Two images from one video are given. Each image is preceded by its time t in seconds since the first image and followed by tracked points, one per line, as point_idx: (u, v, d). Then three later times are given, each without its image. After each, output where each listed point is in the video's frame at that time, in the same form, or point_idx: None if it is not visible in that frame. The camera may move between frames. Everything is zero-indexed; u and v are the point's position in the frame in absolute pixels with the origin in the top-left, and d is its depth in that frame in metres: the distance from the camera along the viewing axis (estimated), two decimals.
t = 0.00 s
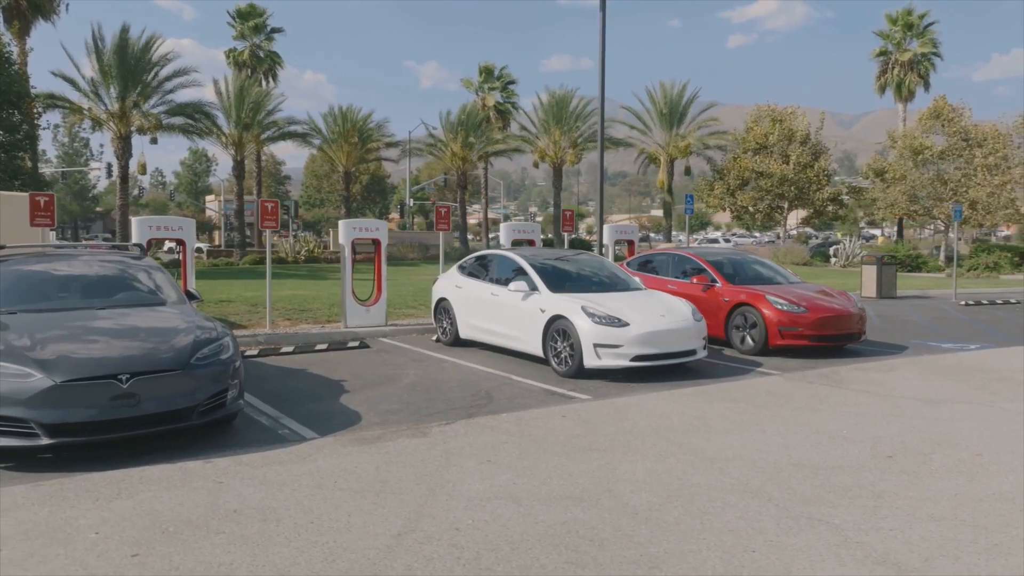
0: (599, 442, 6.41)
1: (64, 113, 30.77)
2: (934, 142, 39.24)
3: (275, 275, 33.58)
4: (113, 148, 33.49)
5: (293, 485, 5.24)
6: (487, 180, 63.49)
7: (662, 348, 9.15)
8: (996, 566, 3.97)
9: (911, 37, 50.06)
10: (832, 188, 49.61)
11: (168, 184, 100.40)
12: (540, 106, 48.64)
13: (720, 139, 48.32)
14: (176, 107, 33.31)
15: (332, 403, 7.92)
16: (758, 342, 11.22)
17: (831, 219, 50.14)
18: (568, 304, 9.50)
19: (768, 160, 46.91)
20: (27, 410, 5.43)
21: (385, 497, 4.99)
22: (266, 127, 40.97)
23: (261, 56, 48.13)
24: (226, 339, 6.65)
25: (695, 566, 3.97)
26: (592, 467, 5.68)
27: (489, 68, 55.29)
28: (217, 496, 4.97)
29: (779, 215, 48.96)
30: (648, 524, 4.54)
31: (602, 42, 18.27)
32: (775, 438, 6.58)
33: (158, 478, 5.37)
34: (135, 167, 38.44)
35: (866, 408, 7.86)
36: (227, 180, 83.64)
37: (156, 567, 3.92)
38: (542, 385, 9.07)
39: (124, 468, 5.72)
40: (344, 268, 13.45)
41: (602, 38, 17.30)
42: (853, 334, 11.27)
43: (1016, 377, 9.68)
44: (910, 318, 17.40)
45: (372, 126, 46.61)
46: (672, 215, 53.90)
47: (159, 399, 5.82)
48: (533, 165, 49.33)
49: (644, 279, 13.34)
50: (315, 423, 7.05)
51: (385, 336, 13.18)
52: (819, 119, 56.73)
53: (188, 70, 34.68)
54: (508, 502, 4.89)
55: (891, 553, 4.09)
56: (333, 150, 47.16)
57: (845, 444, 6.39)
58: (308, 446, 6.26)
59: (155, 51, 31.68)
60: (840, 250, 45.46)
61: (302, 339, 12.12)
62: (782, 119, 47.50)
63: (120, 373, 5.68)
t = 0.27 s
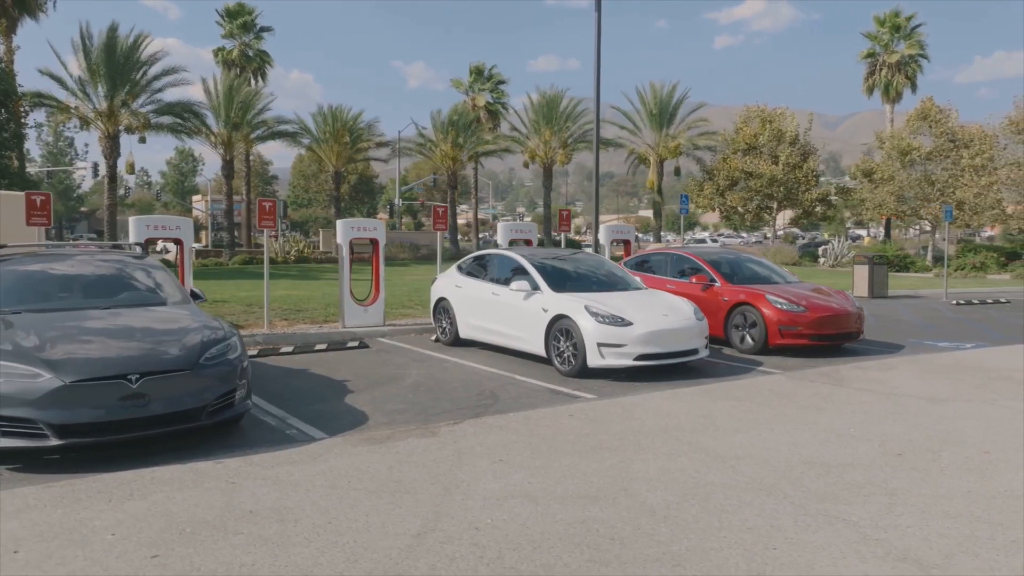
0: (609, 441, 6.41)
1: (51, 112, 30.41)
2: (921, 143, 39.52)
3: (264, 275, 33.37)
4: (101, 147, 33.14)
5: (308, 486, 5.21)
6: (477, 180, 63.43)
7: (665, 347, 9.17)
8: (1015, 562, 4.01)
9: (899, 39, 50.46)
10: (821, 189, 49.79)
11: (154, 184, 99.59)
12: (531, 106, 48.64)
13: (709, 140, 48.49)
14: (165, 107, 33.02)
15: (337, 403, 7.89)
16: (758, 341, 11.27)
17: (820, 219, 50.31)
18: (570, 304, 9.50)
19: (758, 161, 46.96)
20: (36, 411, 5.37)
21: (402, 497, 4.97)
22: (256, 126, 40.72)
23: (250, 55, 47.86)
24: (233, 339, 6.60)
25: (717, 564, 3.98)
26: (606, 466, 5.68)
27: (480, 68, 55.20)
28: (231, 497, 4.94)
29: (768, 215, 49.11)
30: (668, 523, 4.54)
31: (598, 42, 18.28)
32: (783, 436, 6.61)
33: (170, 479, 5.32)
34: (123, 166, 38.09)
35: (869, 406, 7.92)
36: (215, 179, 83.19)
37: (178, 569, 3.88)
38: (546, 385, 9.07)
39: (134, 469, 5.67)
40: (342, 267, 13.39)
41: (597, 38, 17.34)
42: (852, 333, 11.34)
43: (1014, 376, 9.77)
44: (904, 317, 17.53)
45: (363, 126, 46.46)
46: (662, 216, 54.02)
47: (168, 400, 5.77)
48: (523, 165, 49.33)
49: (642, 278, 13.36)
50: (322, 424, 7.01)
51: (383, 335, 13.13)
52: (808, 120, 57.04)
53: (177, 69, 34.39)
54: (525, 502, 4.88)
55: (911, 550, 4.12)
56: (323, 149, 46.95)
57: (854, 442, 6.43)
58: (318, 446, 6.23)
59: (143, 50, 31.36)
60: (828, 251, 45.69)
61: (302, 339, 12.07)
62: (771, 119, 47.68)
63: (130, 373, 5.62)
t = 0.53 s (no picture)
0: (619, 440, 6.41)
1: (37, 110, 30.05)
2: (909, 143, 39.83)
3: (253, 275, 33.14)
4: (89, 146, 32.78)
5: (323, 486, 5.19)
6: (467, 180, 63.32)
7: (668, 346, 9.19)
8: None
9: (886, 40, 50.83)
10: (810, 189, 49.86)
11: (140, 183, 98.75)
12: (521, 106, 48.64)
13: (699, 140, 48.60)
14: (153, 106, 32.72)
15: (342, 403, 7.85)
16: (758, 340, 11.31)
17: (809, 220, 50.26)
18: (573, 303, 9.50)
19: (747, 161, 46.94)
20: (45, 411, 5.32)
21: (418, 497, 4.95)
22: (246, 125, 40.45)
23: (239, 54, 47.56)
24: (240, 338, 6.56)
25: (740, 562, 3.99)
26: (619, 465, 5.68)
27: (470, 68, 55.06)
28: (245, 498, 4.90)
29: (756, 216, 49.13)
30: (686, 521, 4.55)
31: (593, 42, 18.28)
32: (791, 435, 6.64)
33: (182, 480, 5.28)
34: (111, 165, 37.73)
35: (873, 404, 7.97)
36: (202, 179, 82.66)
37: (199, 571, 3.85)
38: (549, 385, 9.07)
39: (143, 469, 5.62)
40: (340, 267, 13.32)
41: (593, 37, 17.36)
42: (850, 332, 11.40)
43: (1012, 374, 9.86)
44: (897, 316, 17.67)
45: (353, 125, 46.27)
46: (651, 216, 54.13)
47: (178, 400, 5.72)
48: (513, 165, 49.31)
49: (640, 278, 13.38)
50: (329, 424, 6.97)
51: (382, 335, 13.09)
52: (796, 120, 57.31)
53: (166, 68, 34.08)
54: (543, 501, 4.87)
55: (930, 547, 4.16)
56: (313, 149, 46.70)
57: (862, 440, 6.47)
58: (328, 445, 6.20)
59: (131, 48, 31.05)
60: (817, 251, 45.91)
61: (301, 339, 12.01)
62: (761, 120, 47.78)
63: (139, 373, 5.57)
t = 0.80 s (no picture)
0: (629, 438, 6.42)
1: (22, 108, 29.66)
2: (895, 144, 40.27)
3: (241, 275, 32.89)
4: (75, 145, 32.38)
5: (337, 487, 5.15)
6: (455, 180, 63.18)
7: (671, 345, 9.21)
8: None
9: (873, 42, 51.21)
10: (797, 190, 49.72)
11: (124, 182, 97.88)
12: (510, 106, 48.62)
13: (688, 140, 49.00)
14: (140, 104, 32.39)
15: (347, 403, 7.81)
16: (757, 339, 11.38)
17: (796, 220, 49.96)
18: (576, 303, 9.51)
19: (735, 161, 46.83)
20: (57, 412, 5.25)
21: (436, 497, 4.93)
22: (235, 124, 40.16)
23: (226, 52, 47.21)
24: (248, 338, 6.51)
25: (763, 558, 4.01)
26: (632, 464, 5.69)
27: (458, 68, 54.86)
28: (262, 499, 4.86)
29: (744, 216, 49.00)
30: (706, 520, 4.56)
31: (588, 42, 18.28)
32: (802, 433, 6.67)
33: (195, 481, 5.22)
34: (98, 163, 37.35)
35: (876, 403, 8.03)
36: (188, 177, 81.99)
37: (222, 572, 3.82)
38: (553, 384, 9.07)
39: (153, 470, 5.56)
40: (338, 266, 13.25)
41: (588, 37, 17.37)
42: (848, 332, 11.48)
43: (1010, 372, 9.96)
44: (890, 316, 17.81)
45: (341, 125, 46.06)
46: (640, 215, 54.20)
47: (189, 401, 5.68)
48: (502, 166, 49.28)
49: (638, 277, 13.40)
50: (337, 424, 6.93)
51: (380, 335, 13.04)
52: (783, 121, 57.57)
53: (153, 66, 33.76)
54: (561, 501, 4.87)
55: (950, 544, 4.20)
56: (301, 148, 46.43)
57: (870, 438, 6.52)
58: (339, 446, 6.16)
59: (117, 46, 30.70)
60: (804, 251, 46.16)
61: (301, 340, 11.95)
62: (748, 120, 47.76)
63: (150, 373, 5.52)
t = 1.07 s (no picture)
0: (639, 438, 6.43)
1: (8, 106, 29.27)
2: (883, 145, 40.66)
3: (231, 275, 32.62)
4: (62, 143, 31.99)
5: (351, 487, 5.12)
6: (445, 180, 63.03)
7: (674, 345, 9.24)
8: None
9: (861, 43, 51.57)
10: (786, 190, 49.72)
11: (110, 181, 96.97)
12: (501, 106, 48.61)
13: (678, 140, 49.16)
14: (129, 103, 32.07)
15: (353, 403, 7.78)
16: (757, 338, 11.42)
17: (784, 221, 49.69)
18: (579, 302, 9.51)
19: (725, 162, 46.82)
20: (66, 413, 5.19)
21: (452, 497, 4.91)
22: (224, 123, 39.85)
23: (215, 51, 46.88)
24: (256, 337, 6.47)
25: (785, 556, 4.02)
26: (644, 463, 5.70)
27: (448, 68, 54.71)
28: (277, 500, 4.83)
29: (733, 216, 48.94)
30: (724, 519, 4.57)
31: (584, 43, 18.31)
32: (809, 432, 6.71)
33: (208, 482, 5.18)
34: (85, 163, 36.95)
35: (880, 402, 8.08)
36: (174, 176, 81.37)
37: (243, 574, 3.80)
38: (557, 383, 9.06)
39: (163, 472, 5.51)
40: (336, 266, 13.19)
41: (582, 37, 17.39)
42: (846, 330, 11.54)
43: (1007, 371, 10.06)
44: (883, 315, 17.94)
45: (331, 124, 45.82)
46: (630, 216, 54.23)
47: (198, 402, 5.63)
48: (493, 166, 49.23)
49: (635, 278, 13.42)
50: (345, 424, 6.89)
51: (378, 335, 12.99)
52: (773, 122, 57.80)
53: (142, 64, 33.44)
54: (577, 500, 4.87)
55: (968, 541, 4.23)
56: (291, 148, 46.13)
57: (878, 436, 6.56)
58: (349, 446, 6.14)
59: (105, 44, 30.39)
60: (793, 250, 46.38)
61: (301, 340, 11.88)
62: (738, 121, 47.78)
63: (160, 374, 5.47)
